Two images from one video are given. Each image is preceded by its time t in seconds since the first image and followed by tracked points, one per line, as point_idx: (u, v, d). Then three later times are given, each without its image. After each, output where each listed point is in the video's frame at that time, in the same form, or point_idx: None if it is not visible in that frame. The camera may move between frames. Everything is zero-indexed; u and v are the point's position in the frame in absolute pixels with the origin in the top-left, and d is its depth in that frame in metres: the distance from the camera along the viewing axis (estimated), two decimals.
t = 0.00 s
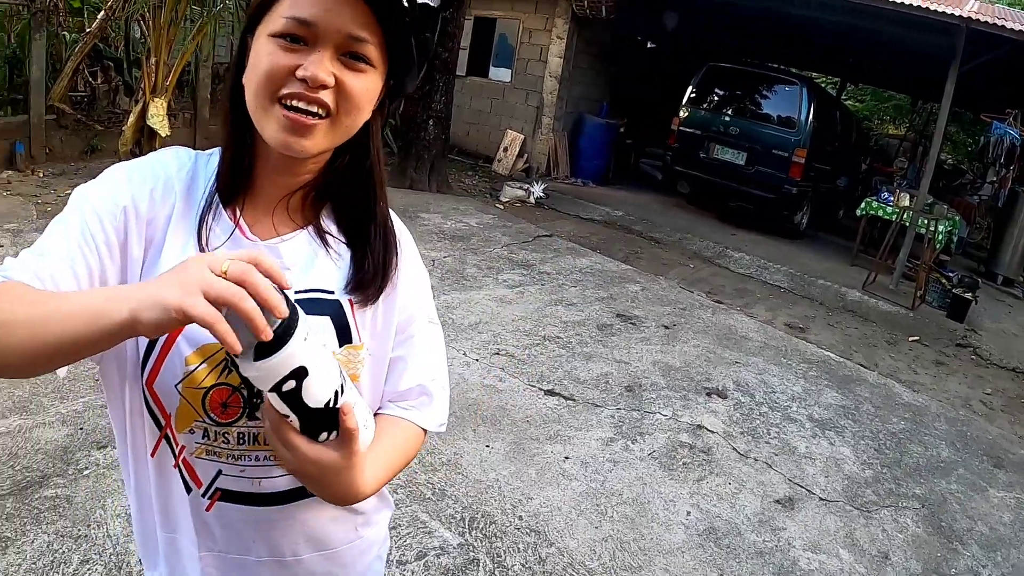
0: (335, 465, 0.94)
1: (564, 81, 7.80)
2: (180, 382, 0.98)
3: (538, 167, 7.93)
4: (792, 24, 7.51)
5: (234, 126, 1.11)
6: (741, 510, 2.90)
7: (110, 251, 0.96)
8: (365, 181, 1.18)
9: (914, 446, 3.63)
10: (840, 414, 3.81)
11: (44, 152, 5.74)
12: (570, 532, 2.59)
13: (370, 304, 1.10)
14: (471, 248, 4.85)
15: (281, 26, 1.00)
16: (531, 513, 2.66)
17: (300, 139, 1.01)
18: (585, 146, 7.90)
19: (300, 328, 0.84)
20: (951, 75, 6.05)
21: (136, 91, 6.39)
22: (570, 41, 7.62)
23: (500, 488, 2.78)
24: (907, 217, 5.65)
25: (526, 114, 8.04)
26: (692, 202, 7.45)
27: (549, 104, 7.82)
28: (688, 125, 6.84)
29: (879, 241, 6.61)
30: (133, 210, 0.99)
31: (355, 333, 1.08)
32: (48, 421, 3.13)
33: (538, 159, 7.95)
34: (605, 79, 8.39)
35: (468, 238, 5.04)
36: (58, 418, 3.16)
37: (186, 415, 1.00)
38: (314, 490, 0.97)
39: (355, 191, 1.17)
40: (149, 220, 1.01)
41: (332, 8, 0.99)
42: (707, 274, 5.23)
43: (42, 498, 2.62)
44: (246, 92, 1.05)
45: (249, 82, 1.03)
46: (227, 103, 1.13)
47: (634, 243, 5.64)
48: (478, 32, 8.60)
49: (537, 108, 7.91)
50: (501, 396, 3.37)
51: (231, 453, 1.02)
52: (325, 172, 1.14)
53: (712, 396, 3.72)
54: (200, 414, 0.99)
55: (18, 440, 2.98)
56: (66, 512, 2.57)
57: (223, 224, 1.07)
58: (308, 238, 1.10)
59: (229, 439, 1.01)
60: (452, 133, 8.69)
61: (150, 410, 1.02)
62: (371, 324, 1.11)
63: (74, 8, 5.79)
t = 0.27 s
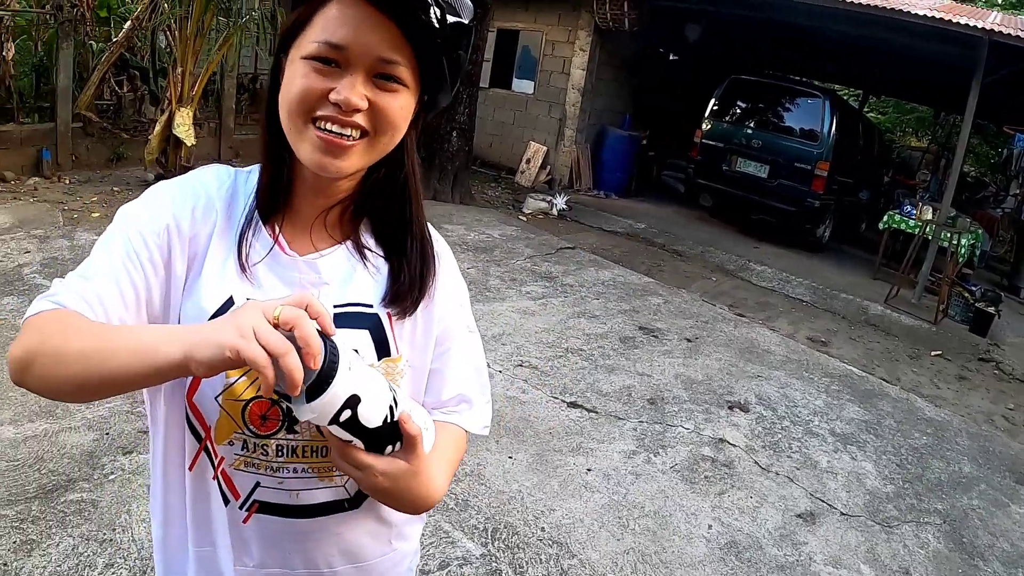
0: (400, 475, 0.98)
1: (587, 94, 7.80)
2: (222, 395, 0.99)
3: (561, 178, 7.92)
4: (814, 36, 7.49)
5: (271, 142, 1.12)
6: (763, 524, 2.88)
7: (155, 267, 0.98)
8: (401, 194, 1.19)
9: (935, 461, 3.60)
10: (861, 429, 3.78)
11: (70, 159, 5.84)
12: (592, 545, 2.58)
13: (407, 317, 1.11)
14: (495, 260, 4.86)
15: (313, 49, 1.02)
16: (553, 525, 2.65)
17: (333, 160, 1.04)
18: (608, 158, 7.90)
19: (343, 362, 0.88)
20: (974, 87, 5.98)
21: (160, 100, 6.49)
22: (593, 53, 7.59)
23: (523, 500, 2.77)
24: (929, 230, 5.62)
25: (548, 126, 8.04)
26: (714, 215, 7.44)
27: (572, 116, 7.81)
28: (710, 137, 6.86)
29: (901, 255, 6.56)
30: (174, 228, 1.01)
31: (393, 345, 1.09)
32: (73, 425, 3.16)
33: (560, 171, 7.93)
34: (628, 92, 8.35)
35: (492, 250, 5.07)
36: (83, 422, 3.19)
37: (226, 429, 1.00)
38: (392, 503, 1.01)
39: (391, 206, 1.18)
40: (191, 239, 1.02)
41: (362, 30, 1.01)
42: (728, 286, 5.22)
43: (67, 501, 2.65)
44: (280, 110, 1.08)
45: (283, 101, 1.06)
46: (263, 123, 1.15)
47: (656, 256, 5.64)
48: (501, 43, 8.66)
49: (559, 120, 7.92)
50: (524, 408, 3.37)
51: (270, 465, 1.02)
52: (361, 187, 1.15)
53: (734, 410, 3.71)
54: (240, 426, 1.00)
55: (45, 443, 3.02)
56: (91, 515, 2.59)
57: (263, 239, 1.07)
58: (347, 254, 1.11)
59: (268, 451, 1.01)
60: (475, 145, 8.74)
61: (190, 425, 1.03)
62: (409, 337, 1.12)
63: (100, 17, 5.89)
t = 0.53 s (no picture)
0: (442, 502, 0.95)
1: (608, 111, 7.74)
2: (258, 426, 0.98)
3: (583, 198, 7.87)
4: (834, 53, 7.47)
5: (308, 173, 1.13)
6: (786, 545, 2.85)
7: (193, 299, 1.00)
8: (436, 222, 1.19)
9: (958, 480, 3.56)
10: (884, 448, 3.74)
11: (94, 175, 5.93)
12: (615, 565, 2.56)
13: (441, 350, 1.10)
14: (518, 279, 4.89)
15: (345, 80, 1.03)
16: (578, 545, 2.64)
17: (367, 191, 1.04)
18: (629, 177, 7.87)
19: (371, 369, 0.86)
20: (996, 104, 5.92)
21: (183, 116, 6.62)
22: (614, 72, 7.57)
23: (547, 519, 2.76)
24: (951, 247, 5.59)
25: (570, 144, 8.00)
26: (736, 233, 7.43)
27: (594, 134, 7.77)
28: (731, 155, 6.86)
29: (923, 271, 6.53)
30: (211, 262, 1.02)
31: (426, 377, 1.09)
32: (98, 440, 3.18)
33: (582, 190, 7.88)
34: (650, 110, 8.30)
35: (515, 269, 5.09)
36: (108, 437, 3.20)
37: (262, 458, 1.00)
38: (429, 537, 0.97)
39: (424, 236, 1.17)
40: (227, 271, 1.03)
41: (393, 62, 1.01)
42: (751, 305, 5.20)
43: (93, 516, 2.66)
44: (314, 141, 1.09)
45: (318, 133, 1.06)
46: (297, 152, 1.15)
47: (678, 274, 5.63)
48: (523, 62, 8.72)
49: (581, 138, 7.89)
50: (547, 428, 3.37)
51: (306, 494, 1.02)
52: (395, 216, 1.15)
53: (756, 429, 3.68)
54: (276, 455, 0.99)
55: (70, 457, 3.04)
56: (116, 531, 2.59)
57: (298, 272, 1.07)
58: (381, 286, 1.11)
59: (304, 480, 1.01)
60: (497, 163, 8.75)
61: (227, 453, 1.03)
62: (445, 368, 1.11)
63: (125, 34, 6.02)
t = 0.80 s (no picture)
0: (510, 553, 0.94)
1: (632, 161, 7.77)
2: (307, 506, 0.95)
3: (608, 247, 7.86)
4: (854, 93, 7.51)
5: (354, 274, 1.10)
6: None
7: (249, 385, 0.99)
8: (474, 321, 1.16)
9: (991, 527, 3.41)
10: (915, 497, 3.60)
11: (126, 226, 6.17)
12: None
13: (484, 439, 1.07)
14: (547, 333, 4.95)
15: (388, 191, 1.00)
16: None
17: (406, 296, 1.01)
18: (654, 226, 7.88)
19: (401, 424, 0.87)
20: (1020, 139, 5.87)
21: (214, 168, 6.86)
22: (637, 121, 7.60)
23: None
24: (978, 287, 5.53)
25: (595, 194, 8.03)
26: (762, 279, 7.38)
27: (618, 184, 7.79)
28: (756, 202, 6.89)
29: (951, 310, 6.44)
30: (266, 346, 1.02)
31: (471, 463, 1.05)
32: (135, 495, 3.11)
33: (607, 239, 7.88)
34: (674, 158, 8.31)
35: (543, 321, 5.19)
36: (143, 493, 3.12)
37: (309, 540, 0.97)
38: None
39: (464, 331, 1.14)
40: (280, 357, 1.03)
41: (435, 174, 0.98)
42: (778, 353, 5.19)
43: (129, 573, 2.61)
44: (358, 247, 1.06)
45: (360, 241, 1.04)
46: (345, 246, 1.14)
47: (705, 324, 5.64)
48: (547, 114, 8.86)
49: (605, 188, 7.90)
50: (578, 484, 3.30)
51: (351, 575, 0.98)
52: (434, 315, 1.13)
53: (787, 482, 3.57)
54: (323, 537, 0.96)
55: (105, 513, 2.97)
56: None
57: (347, 362, 1.05)
58: (424, 377, 1.08)
59: (349, 561, 0.97)
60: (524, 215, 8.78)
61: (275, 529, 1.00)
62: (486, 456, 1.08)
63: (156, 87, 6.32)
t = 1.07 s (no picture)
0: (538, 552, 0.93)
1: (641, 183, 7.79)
2: (324, 519, 0.94)
3: (616, 267, 7.89)
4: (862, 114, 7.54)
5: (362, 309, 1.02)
6: None
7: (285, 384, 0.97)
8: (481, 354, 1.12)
9: (998, 550, 3.40)
10: (922, 520, 3.59)
11: (136, 240, 6.22)
12: None
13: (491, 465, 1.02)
14: (555, 353, 4.96)
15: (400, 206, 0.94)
16: None
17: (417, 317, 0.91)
18: (662, 247, 7.92)
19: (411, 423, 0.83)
20: None
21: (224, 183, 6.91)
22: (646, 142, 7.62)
23: None
24: (986, 309, 5.53)
25: (603, 214, 8.05)
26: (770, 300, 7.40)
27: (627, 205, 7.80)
28: (764, 223, 6.92)
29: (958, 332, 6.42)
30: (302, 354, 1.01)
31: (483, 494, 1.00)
32: (144, 511, 3.09)
33: (616, 259, 7.91)
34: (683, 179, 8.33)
35: (551, 342, 5.21)
36: (152, 509, 3.11)
37: (323, 552, 0.95)
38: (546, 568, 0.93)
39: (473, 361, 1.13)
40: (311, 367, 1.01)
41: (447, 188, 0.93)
42: (786, 375, 5.19)
43: None
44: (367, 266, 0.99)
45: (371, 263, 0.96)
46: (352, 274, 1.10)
47: (713, 345, 5.64)
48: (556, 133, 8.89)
49: (614, 208, 7.93)
50: (586, 506, 3.30)
51: None
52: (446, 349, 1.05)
53: (794, 505, 3.56)
54: (337, 549, 0.94)
55: (114, 529, 2.96)
56: None
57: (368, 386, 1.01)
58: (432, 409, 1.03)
59: None
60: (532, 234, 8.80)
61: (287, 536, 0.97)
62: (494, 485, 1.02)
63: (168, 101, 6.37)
